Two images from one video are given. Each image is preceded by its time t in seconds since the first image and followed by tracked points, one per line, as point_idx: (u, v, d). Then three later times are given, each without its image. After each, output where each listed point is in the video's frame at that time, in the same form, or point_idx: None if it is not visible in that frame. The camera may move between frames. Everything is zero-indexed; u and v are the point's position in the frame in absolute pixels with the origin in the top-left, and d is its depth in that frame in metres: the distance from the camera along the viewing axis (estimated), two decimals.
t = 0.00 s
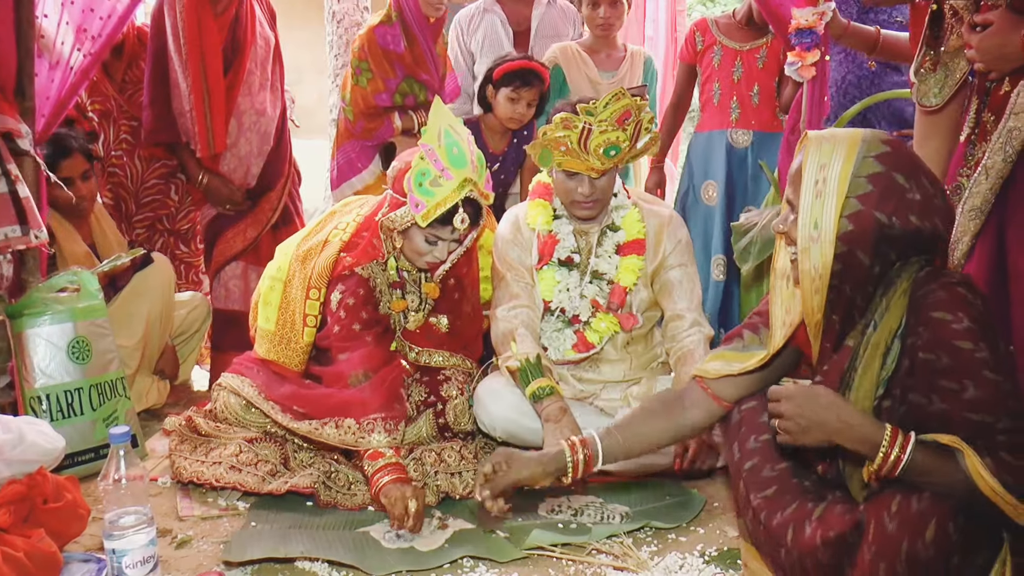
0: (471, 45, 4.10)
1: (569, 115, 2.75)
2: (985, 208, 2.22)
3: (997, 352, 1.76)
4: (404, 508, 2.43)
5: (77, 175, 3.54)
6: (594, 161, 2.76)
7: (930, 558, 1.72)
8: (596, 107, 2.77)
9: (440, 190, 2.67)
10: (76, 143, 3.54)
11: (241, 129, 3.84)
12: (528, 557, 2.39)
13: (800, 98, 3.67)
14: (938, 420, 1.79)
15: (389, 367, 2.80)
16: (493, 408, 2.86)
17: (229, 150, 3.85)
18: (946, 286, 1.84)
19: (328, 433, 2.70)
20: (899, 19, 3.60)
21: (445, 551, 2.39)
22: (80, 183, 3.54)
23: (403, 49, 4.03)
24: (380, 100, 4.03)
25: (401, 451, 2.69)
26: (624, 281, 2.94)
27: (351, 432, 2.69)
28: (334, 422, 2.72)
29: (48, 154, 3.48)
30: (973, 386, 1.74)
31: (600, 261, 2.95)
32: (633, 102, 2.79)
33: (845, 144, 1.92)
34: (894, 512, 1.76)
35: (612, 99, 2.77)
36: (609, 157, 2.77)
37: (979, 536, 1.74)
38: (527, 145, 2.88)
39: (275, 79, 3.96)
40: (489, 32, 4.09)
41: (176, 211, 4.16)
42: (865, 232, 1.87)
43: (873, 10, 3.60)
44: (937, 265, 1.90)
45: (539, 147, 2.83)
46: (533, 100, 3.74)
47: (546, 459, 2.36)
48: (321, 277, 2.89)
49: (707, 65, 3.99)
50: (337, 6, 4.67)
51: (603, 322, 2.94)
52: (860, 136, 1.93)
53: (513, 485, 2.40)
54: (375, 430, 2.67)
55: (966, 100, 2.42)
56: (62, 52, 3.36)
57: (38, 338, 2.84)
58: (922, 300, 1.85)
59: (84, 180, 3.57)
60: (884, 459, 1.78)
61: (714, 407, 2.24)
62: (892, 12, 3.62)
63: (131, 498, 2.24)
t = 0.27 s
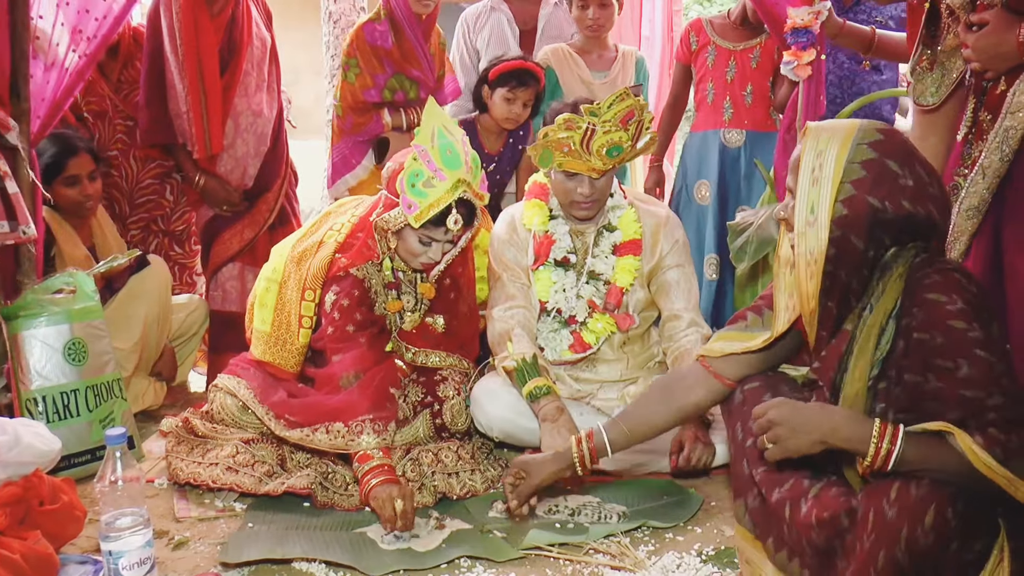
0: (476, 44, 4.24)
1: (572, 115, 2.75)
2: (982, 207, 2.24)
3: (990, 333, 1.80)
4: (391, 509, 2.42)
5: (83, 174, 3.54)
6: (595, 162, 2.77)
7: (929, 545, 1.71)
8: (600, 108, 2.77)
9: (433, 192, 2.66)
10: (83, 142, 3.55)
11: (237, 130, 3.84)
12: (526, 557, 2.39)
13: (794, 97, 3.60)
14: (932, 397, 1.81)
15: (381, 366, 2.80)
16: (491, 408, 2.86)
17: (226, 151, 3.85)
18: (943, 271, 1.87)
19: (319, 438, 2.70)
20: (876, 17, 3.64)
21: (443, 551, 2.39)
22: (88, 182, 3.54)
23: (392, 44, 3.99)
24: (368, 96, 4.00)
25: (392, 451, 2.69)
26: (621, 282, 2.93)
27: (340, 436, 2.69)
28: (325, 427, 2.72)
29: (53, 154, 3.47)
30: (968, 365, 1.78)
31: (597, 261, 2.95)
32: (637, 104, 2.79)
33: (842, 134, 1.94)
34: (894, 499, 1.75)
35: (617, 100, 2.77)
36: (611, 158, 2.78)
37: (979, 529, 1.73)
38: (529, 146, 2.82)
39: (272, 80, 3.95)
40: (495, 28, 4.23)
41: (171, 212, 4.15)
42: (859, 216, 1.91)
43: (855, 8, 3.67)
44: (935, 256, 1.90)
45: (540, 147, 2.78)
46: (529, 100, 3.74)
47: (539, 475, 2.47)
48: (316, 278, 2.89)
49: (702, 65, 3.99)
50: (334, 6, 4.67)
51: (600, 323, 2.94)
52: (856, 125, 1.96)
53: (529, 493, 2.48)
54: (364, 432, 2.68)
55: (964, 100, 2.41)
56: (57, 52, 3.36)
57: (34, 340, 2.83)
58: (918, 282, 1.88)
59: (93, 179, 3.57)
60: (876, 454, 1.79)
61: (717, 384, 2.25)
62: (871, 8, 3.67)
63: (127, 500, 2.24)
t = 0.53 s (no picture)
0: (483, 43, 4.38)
1: (572, 112, 2.75)
2: (977, 206, 2.26)
3: (974, 324, 1.81)
4: (376, 509, 2.44)
5: (86, 174, 3.53)
6: (596, 159, 2.77)
7: (924, 532, 1.67)
8: (601, 103, 2.78)
9: (426, 191, 2.67)
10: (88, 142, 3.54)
11: (232, 131, 3.83)
12: (522, 557, 2.39)
13: (788, 96, 3.62)
14: (922, 387, 1.84)
15: (367, 368, 2.79)
16: (486, 409, 2.84)
17: (220, 152, 3.84)
18: (928, 265, 1.88)
19: (307, 446, 2.68)
20: (873, 15, 3.63)
21: (438, 551, 2.39)
22: (90, 183, 3.54)
23: (378, 38, 3.97)
24: (356, 91, 4.01)
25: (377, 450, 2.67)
26: (617, 283, 2.93)
27: (326, 441, 2.67)
28: (313, 434, 2.69)
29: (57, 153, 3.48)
30: (955, 355, 1.80)
31: (593, 262, 2.95)
32: (638, 100, 2.81)
33: (811, 139, 1.96)
34: (889, 486, 1.71)
35: (617, 96, 2.79)
36: (612, 154, 2.78)
37: (976, 517, 1.68)
38: (528, 143, 2.83)
39: (266, 80, 3.95)
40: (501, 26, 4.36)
41: (164, 213, 4.14)
42: (831, 216, 1.91)
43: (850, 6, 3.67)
44: (925, 252, 1.92)
45: (539, 146, 2.78)
46: (524, 100, 3.74)
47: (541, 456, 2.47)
48: (308, 276, 2.87)
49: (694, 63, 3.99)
50: (327, 6, 4.67)
51: (595, 323, 2.94)
52: (826, 128, 1.97)
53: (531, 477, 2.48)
54: (349, 434, 2.66)
55: (958, 99, 2.42)
56: (51, 54, 3.36)
57: (28, 342, 2.82)
58: (904, 276, 1.89)
59: (95, 181, 3.57)
60: (870, 446, 1.78)
61: (721, 369, 2.29)
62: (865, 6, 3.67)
63: (122, 502, 2.24)
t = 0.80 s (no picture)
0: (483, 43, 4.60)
1: (568, 110, 2.77)
2: (971, 205, 2.27)
3: (965, 319, 1.82)
4: (369, 502, 2.47)
5: (82, 176, 3.54)
6: (592, 157, 2.77)
7: (917, 529, 1.63)
8: (596, 100, 2.78)
9: (422, 187, 2.66)
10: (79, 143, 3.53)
11: (227, 132, 3.83)
12: (518, 556, 2.40)
13: (783, 96, 3.61)
14: (915, 381, 1.85)
15: (370, 375, 2.76)
16: (481, 408, 2.86)
17: (215, 152, 3.84)
18: (919, 261, 1.90)
19: (305, 454, 2.62)
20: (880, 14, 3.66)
21: (435, 551, 2.39)
22: (85, 184, 3.54)
23: (371, 37, 3.96)
24: (349, 89, 4.01)
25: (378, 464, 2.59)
26: (613, 282, 2.94)
27: (326, 451, 2.59)
28: (312, 443, 2.64)
29: (52, 154, 3.47)
30: (945, 350, 1.80)
31: (589, 261, 2.95)
32: (633, 97, 2.81)
33: (789, 143, 2.03)
34: (881, 483, 1.70)
35: (612, 93, 2.78)
36: (607, 152, 2.78)
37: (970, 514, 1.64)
38: (524, 142, 2.85)
39: (262, 81, 3.94)
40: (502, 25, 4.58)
41: (160, 214, 4.14)
42: (820, 213, 1.96)
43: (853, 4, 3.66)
44: (914, 250, 1.94)
45: (534, 143, 2.81)
46: (519, 100, 3.74)
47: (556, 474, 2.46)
48: (302, 271, 2.84)
49: (689, 63, 4.00)
50: (322, 6, 4.66)
51: (592, 323, 2.94)
52: (802, 129, 2.03)
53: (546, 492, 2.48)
54: (350, 446, 2.58)
55: (954, 98, 2.43)
56: (45, 55, 3.35)
57: (23, 344, 2.82)
58: (894, 272, 1.91)
59: (90, 182, 3.57)
60: (862, 447, 1.78)
61: (717, 366, 2.30)
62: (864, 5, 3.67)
63: (118, 503, 2.24)
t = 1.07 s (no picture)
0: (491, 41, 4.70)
1: (561, 109, 2.78)
2: (970, 202, 2.27)
3: (957, 316, 1.83)
4: (379, 495, 2.51)
5: (79, 175, 3.53)
6: (585, 156, 2.77)
7: (915, 529, 1.63)
8: (589, 100, 2.80)
9: (421, 182, 2.67)
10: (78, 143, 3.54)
11: (224, 133, 3.83)
12: (516, 556, 2.40)
13: (779, 96, 3.60)
14: (908, 379, 1.85)
15: (376, 375, 2.87)
16: (480, 408, 2.86)
17: (212, 152, 3.84)
18: (910, 259, 1.91)
19: (305, 455, 2.64)
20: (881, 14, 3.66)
21: (433, 550, 2.40)
22: (82, 184, 3.53)
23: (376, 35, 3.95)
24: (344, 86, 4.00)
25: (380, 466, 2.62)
26: (611, 281, 2.94)
27: (328, 454, 2.61)
28: (311, 443, 2.66)
29: (49, 153, 3.47)
30: (938, 347, 1.81)
31: (587, 260, 2.95)
32: (626, 97, 2.82)
33: (776, 148, 2.10)
34: (879, 484, 1.70)
35: (606, 93, 2.80)
36: (601, 152, 2.78)
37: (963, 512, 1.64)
38: (518, 140, 2.87)
39: (260, 81, 3.94)
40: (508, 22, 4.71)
41: (158, 214, 4.14)
42: (811, 212, 2.03)
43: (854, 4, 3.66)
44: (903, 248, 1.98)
45: (529, 141, 2.83)
46: (517, 100, 3.74)
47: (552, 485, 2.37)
48: (300, 264, 2.87)
49: (687, 62, 4.00)
50: (319, 6, 4.66)
51: (589, 321, 2.94)
52: (786, 134, 2.12)
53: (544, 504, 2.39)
54: (352, 450, 2.60)
55: (952, 97, 2.44)
56: (42, 55, 3.34)
57: (20, 344, 2.81)
58: (887, 270, 1.92)
59: (87, 181, 3.57)
60: (856, 450, 1.77)
61: (710, 370, 2.30)
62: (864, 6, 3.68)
63: (116, 504, 2.24)
